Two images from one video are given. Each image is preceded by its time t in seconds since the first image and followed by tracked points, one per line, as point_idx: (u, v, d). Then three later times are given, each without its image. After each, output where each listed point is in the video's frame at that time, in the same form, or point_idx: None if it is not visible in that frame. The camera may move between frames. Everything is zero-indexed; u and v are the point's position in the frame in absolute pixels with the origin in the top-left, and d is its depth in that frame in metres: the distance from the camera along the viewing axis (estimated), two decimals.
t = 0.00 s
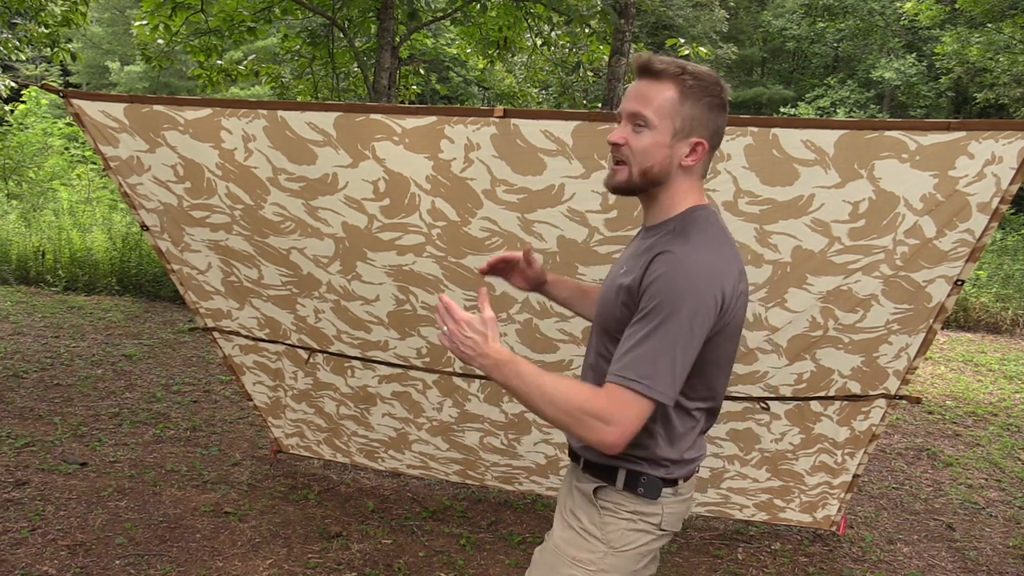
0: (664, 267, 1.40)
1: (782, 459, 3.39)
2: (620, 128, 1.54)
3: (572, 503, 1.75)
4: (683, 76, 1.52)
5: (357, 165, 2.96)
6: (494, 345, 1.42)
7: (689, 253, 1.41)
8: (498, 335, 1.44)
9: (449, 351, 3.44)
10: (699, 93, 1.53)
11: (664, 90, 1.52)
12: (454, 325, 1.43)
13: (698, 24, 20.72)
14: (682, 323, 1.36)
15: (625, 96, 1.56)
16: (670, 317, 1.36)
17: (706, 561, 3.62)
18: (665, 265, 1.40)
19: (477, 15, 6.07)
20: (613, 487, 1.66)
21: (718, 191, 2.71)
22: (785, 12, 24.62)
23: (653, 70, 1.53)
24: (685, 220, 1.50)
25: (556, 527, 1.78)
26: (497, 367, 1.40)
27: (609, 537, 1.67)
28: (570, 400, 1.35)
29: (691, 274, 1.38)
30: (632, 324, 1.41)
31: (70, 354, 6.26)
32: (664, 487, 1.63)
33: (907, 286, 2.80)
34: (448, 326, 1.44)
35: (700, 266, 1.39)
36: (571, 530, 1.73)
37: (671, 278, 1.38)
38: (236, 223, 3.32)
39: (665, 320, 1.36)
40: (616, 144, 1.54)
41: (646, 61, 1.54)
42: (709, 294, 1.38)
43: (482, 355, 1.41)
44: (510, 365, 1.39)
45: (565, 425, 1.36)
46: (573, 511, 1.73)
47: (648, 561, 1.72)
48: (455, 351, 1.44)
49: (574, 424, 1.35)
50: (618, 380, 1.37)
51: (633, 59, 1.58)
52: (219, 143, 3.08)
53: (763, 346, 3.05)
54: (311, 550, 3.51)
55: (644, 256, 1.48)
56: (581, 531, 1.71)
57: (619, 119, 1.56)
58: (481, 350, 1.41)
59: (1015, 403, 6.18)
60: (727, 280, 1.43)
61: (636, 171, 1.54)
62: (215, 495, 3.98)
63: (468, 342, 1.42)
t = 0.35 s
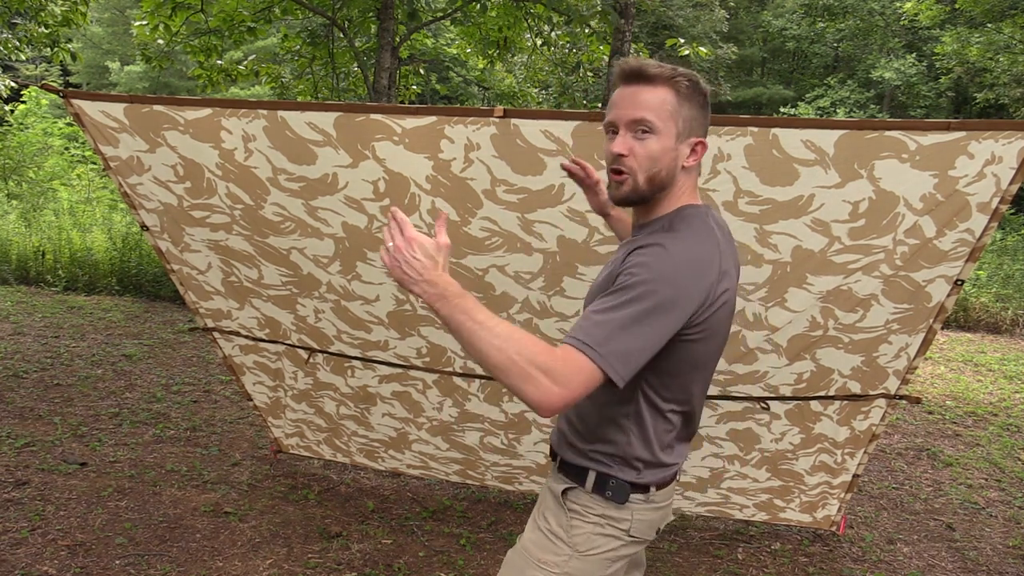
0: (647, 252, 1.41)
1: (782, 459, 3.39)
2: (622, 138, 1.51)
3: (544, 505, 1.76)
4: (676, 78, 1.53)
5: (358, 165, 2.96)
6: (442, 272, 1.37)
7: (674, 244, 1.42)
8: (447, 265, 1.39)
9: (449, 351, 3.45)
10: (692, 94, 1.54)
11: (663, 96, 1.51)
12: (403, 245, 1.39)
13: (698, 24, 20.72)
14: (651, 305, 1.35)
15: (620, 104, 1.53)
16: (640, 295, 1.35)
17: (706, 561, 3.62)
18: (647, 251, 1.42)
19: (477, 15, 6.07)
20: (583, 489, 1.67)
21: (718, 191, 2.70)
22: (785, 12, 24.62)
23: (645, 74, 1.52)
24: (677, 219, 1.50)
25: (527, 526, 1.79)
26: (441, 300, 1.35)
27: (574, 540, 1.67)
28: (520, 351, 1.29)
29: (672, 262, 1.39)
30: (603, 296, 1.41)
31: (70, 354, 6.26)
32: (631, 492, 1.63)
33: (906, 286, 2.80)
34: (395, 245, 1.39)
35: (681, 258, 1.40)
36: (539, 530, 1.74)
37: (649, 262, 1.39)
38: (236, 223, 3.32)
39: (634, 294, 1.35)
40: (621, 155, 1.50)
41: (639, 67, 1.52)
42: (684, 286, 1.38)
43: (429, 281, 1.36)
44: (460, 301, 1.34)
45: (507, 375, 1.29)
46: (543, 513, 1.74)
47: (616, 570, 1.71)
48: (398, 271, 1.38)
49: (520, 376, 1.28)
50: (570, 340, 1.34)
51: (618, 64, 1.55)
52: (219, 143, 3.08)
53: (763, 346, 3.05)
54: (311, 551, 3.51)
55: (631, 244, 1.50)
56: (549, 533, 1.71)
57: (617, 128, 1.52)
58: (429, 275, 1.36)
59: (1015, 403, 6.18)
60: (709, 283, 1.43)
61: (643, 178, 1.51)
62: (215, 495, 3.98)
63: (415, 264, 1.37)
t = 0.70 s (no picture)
0: (615, 265, 1.38)
1: (781, 458, 3.39)
2: (596, 152, 1.49)
3: (514, 512, 1.78)
4: (650, 87, 1.50)
5: (357, 165, 2.96)
6: (355, 262, 1.34)
7: (645, 258, 1.38)
8: (362, 254, 1.36)
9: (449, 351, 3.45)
10: (667, 102, 1.52)
11: (638, 107, 1.48)
12: (315, 233, 1.36)
13: (698, 24, 20.72)
14: (612, 317, 1.32)
15: (594, 117, 1.50)
16: (602, 306, 1.32)
17: (706, 561, 3.62)
18: (619, 263, 1.39)
19: (477, 15, 6.07)
20: (551, 500, 1.68)
21: (718, 191, 2.70)
22: (785, 13, 24.63)
23: (618, 84, 1.49)
24: (656, 233, 1.47)
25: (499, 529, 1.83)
26: (362, 294, 1.32)
27: (539, 551, 1.69)
28: (455, 346, 1.29)
29: (639, 276, 1.35)
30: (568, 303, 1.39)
31: (70, 354, 6.26)
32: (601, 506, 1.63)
33: (906, 286, 2.80)
34: (309, 232, 1.37)
35: (650, 275, 1.36)
36: (508, 536, 1.77)
37: (616, 273, 1.36)
38: (236, 223, 3.32)
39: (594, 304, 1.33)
40: (597, 171, 1.48)
41: (611, 78, 1.49)
42: (649, 302, 1.35)
43: (343, 272, 1.33)
44: (384, 295, 1.32)
45: (444, 372, 1.29)
46: (512, 520, 1.77)
47: None
48: (311, 260, 1.36)
49: (457, 372, 1.29)
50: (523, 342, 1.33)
51: (589, 75, 1.52)
52: (219, 143, 3.08)
53: (763, 345, 3.06)
54: (311, 551, 3.51)
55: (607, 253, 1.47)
56: (517, 540, 1.74)
57: (592, 142, 1.50)
58: (341, 264, 1.34)
59: (1015, 403, 6.18)
60: (680, 302, 1.38)
61: (621, 193, 1.50)
62: (215, 495, 3.98)
63: (329, 254, 1.34)
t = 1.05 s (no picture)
0: (616, 277, 1.38)
1: (781, 458, 3.39)
2: (599, 161, 1.49)
3: (513, 520, 1.79)
4: (655, 95, 1.49)
5: (357, 165, 2.96)
6: (317, 316, 1.35)
7: (645, 272, 1.38)
8: (322, 308, 1.37)
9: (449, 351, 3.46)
10: (672, 110, 1.51)
11: (641, 116, 1.48)
12: (267, 303, 1.35)
13: (698, 24, 20.71)
14: (614, 333, 1.32)
15: (597, 124, 1.50)
16: (604, 322, 1.32)
17: (705, 561, 3.62)
18: (620, 276, 1.39)
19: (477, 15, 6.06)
20: (550, 511, 1.69)
21: (718, 191, 2.70)
22: (785, 13, 24.62)
23: (624, 91, 1.48)
24: (656, 242, 1.46)
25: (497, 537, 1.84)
26: (336, 347, 1.33)
27: (538, 561, 1.70)
28: (442, 376, 1.32)
29: (641, 291, 1.35)
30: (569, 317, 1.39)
31: (70, 354, 6.26)
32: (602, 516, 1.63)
33: (906, 285, 2.80)
34: (261, 305, 1.35)
35: (652, 289, 1.36)
36: (507, 545, 1.78)
37: (618, 288, 1.36)
38: (236, 222, 3.32)
39: (597, 319, 1.33)
40: (599, 179, 1.48)
41: (616, 84, 1.48)
42: (652, 317, 1.34)
43: (310, 331, 1.33)
44: (359, 341, 1.34)
45: (440, 404, 1.32)
46: (512, 529, 1.78)
47: None
48: (272, 331, 1.34)
49: (451, 401, 1.32)
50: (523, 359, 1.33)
51: (594, 79, 1.51)
52: (219, 143, 3.07)
53: (763, 345, 3.05)
54: (311, 551, 3.51)
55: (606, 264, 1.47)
56: (516, 549, 1.75)
57: (595, 150, 1.50)
58: (303, 324, 1.33)
59: (1015, 403, 6.18)
60: (682, 313, 1.38)
61: (623, 204, 1.50)
62: (215, 495, 3.98)
63: (290, 319, 1.34)
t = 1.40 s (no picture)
0: (640, 285, 1.38)
1: (781, 458, 3.39)
2: (612, 159, 1.49)
3: (538, 525, 1.78)
4: (671, 97, 1.49)
5: (357, 165, 2.96)
6: (346, 329, 1.34)
7: (668, 279, 1.38)
8: (352, 320, 1.36)
9: (449, 350, 3.46)
10: (687, 113, 1.51)
11: (657, 117, 1.48)
12: (297, 314, 1.34)
13: (698, 24, 20.71)
14: (645, 341, 1.32)
15: (612, 122, 1.50)
16: (634, 330, 1.32)
17: (705, 561, 3.62)
18: (643, 284, 1.38)
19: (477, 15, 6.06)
20: (576, 517, 1.68)
21: (718, 190, 2.71)
22: (785, 13, 24.62)
23: (642, 91, 1.48)
24: (671, 246, 1.47)
25: (521, 543, 1.83)
26: (368, 362, 1.31)
27: (567, 567, 1.70)
28: (477, 392, 1.29)
29: (666, 297, 1.36)
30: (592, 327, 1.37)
31: (70, 354, 6.26)
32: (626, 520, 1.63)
33: (906, 285, 2.80)
34: (291, 316, 1.34)
35: (677, 294, 1.37)
36: (534, 551, 1.78)
37: (644, 295, 1.36)
38: (236, 222, 3.32)
39: (627, 327, 1.32)
40: (611, 178, 1.48)
41: (634, 84, 1.48)
42: (680, 323, 1.35)
43: (340, 345, 1.32)
44: (390, 356, 1.32)
45: (474, 420, 1.29)
46: (538, 534, 1.77)
47: None
48: (302, 344, 1.33)
49: (486, 417, 1.29)
50: (550, 371, 1.31)
51: (611, 77, 1.51)
52: (219, 143, 3.07)
53: (763, 344, 3.06)
54: (311, 551, 3.51)
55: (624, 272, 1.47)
56: (543, 556, 1.75)
57: (608, 148, 1.50)
58: (333, 338, 1.32)
59: (1015, 403, 6.18)
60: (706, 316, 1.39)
61: (633, 204, 1.50)
62: (215, 495, 3.98)
63: (321, 333, 1.33)
